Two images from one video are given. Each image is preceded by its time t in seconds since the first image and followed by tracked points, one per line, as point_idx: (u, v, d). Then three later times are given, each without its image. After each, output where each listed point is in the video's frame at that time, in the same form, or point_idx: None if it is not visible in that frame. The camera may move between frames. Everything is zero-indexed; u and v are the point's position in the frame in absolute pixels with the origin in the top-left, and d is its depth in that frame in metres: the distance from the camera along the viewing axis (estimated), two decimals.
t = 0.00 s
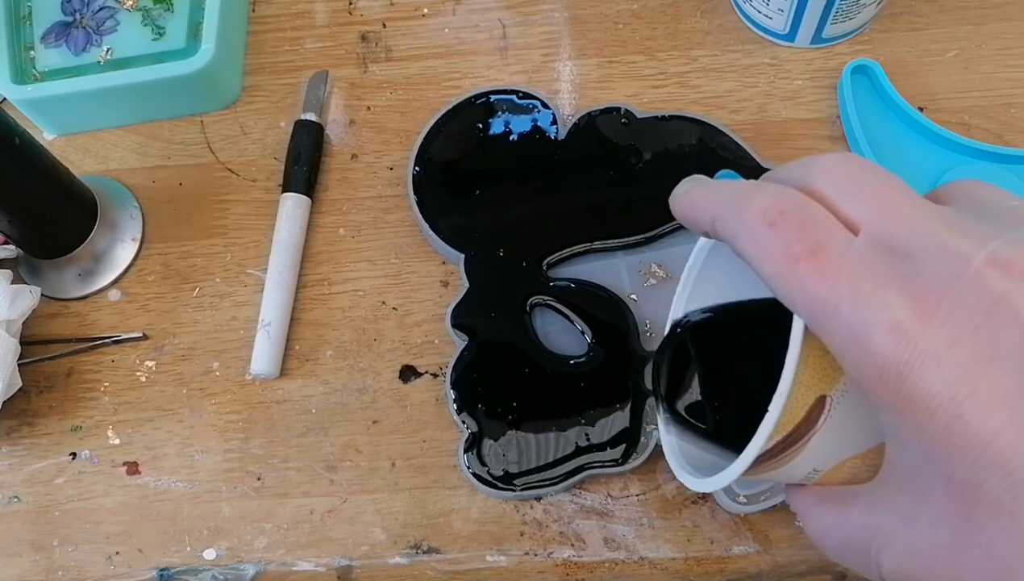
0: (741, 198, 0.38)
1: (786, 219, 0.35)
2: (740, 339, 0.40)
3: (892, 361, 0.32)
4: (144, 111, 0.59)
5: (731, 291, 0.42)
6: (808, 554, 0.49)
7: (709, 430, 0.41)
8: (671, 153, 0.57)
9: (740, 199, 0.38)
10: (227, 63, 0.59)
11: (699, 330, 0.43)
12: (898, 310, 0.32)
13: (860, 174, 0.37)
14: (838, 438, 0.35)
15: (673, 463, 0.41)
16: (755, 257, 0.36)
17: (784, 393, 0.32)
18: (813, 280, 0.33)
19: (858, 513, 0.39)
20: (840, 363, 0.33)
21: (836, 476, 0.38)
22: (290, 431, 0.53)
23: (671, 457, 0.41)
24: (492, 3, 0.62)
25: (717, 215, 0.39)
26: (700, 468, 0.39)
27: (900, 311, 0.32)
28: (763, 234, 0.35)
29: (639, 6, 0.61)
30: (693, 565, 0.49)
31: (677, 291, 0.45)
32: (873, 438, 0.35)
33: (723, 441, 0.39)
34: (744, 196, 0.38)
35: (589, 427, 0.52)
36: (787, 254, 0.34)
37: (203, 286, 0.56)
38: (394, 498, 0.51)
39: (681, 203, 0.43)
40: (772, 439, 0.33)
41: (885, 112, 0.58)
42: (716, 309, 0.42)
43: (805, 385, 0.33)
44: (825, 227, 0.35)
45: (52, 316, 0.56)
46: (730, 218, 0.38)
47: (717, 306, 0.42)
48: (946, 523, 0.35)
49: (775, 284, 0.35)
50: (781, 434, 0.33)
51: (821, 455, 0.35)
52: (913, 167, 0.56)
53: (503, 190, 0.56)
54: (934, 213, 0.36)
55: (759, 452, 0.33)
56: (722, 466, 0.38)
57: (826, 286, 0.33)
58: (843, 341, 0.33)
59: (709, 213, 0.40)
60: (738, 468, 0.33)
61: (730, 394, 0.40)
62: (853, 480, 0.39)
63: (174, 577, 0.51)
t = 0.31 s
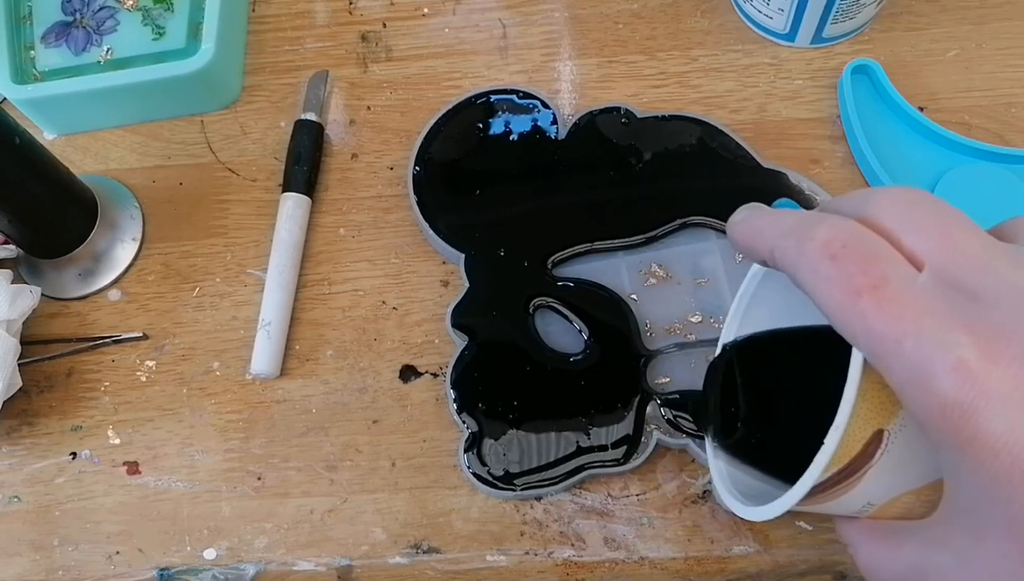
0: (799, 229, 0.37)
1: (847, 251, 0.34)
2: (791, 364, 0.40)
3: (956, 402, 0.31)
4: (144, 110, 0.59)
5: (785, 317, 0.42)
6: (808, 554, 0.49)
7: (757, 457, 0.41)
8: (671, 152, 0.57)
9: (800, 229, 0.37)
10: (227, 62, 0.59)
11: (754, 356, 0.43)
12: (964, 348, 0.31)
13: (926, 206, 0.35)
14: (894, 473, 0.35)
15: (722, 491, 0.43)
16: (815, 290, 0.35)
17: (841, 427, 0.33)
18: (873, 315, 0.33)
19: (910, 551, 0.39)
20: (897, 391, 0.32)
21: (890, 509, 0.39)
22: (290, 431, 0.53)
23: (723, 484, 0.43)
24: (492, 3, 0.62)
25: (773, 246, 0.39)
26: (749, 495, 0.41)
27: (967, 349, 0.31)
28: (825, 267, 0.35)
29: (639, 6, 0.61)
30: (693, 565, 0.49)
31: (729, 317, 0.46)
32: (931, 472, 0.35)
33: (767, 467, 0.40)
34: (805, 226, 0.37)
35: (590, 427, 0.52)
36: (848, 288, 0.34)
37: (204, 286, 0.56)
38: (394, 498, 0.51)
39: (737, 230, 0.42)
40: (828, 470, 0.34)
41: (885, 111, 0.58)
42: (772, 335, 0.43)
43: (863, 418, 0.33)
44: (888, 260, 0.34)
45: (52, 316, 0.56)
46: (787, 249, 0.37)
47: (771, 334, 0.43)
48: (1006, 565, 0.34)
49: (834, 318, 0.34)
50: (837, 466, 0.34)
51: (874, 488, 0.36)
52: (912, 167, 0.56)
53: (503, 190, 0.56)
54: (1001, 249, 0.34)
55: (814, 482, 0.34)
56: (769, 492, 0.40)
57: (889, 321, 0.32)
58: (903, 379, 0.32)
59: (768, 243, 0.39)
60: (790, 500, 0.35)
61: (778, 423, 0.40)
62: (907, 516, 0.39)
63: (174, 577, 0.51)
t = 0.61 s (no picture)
0: (852, 254, 0.36)
1: (903, 280, 0.34)
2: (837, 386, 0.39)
3: (1015, 440, 0.30)
4: (144, 110, 0.59)
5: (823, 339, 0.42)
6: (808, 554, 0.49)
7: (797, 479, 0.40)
8: (671, 152, 0.57)
9: (852, 253, 0.36)
10: (227, 62, 0.59)
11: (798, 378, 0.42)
12: None
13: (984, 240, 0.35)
14: (940, 508, 0.33)
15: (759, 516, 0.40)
16: (868, 318, 0.34)
17: (889, 460, 0.30)
18: (930, 345, 0.32)
19: None
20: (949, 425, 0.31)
21: (933, 542, 0.36)
22: (291, 430, 0.53)
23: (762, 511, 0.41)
24: (492, 3, 0.62)
25: (823, 270, 0.38)
26: (789, 521, 0.38)
27: None
28: (879, 294, 0.34)
29: (639, 6, 0.60)
30: (693, 565, 0.49)
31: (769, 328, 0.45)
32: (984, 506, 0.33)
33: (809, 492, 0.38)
34: (857, 250, 0.36)
35: (591, 427, 0.52)
36: (904, 317, 0.33)
37: (204, 285, 0.56)
38: (394, 498, 0.51)
39: (782, 251, 0.41)
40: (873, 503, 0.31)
41: (885, 111, 0.58)
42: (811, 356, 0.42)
43: (910, 450, 0.31)
44: (946, 291, 0.33)
45: (52, 316, 0.56)
46: (839, 275, 0.36)
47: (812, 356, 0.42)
48: None
49: (888, 348, 0.33)
50: (881, 499, 0.31)
51: (918, 522, 0.34)
52: (912, 167, 0.56)
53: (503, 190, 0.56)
54: None
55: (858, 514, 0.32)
56: (811, 521, 0.37)
57: (947, 353, 0.31)
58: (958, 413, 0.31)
59: (817, 268, 0.39)
60: (832, 530, 0.33)
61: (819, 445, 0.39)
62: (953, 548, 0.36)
63: (174, 577, 0.51)
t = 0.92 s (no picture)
0: (897, 256, 0.35)
1: (951, 287, 0.32)
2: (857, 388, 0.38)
3: None
4: (144, 110, 0.59)
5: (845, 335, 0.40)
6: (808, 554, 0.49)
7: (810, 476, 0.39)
8: (671, 152, 0.57)
9: (896, 255, 0.35)
10: (227, 62, 0.59)
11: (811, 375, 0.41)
12: None
13: None
14: (964, 513, 0.32)
15: (767, 510, 0.40)
16: (910, 325, 0.33)
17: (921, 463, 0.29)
18: (977, 357, 0.30)
19: None
20: (992, 438, 0.30)
21: (948, 547, 0.36)
22: (291, 430, 0.53)
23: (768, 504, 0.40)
24: (492, 2, 0.62)
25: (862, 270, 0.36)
26: (799, 517, 0.38)
27: None
28: (924, 300, 0.33)
29: (639, 5, 0.60)
30: (694, 565, 0.49)
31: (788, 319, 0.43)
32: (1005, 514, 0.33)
33: (824, 492, 0.38)
34: (902, 252, 0.35)
35: (593, 427, 0.51)
36: (951, 326, 0.31)
37: (204, 285, 0.56)
38: (394, 497, 0.51)
39: (817, 245, 0.40)
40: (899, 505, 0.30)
41: (886, 111, 0.58)
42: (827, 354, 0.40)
43: (942, 458, 0.30)
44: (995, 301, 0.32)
45: (52, 316, 0.56)
46: (881, 277, 0.35)
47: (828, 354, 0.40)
48: None
49: (930, 357, 0.32)
50: (907, 503, 0.30)
51: (939, 526, 0.33)
52: (912, 168, 0.56)
53: (503, 190, 0.56)
54: None
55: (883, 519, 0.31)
56: (825, 521, 0.36)
57: (996, 367, 0.30)
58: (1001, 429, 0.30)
59: (853, 265, 0.37)
60: (857, 531, 0.32)
61: (835, 444, 0.39)
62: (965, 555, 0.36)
63: (174, 577, 0.51)
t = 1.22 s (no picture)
0: (916, 200, 0.36)
1: (968, 230, 0.33)
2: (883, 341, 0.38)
3: None
4: (145, 110, 0.59)
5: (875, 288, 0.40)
6: (808, 553, 0.49)
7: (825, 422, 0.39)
8: (671, 152, 0.57)
9: (916, 200, 0.36)
10: (227, 61, 0.59)
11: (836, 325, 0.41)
12: None
13: None
14: (975, 455, 0.33)
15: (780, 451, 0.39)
16: (925, 266, 0.34)
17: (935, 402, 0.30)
18: (989, 297, 0.32)
19: (988, 532, 0.39)
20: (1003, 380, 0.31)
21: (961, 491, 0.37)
22: (291, 430, 0.53)
23: (779, 444, 0.40)
24: (492, 2, 0.62)
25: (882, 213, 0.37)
26: (812, 461, 0.38)
27: None
28: (941, 243, 0.34)
29: (639, 5, 0.60)
30: (694, 564, 0.49)
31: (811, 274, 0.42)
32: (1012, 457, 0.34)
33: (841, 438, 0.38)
34: (922, 198, 0.36)
35: (594, 426, 0.51)
36: (966, 267, 0.33)
37: (205, 285, 0.56)
38: (395, 497, 0.51)
39: (842, 191, 0.40)
40: (910, 446, 0.31)
41: (887, 111, 0.58)
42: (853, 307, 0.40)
43: (954, 398, 0.31)
44: (1010, 243, 0.33)
45: (52, 316, 0.56)
46: (898, 220, 0.36)
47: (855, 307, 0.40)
48: None
49: (945, 297, 0.33)
50: (919, 442, 0.31)
51: (949, 468, 0.34)
52: (912, 167, 0.56)
53: (504, 190, 0.56)
54: None
55: (891, 458, 0.31)
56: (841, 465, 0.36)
57: (1006, 305, 0.31)
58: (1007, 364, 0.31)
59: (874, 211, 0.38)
60: (858, 472, 0.33)
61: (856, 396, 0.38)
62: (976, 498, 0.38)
63: (175, 576, 0.51)
